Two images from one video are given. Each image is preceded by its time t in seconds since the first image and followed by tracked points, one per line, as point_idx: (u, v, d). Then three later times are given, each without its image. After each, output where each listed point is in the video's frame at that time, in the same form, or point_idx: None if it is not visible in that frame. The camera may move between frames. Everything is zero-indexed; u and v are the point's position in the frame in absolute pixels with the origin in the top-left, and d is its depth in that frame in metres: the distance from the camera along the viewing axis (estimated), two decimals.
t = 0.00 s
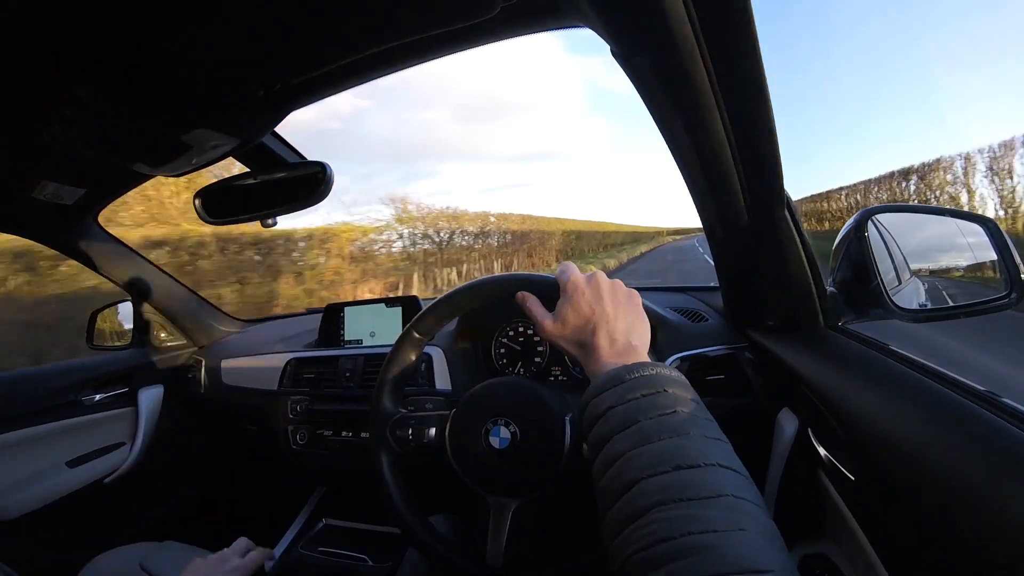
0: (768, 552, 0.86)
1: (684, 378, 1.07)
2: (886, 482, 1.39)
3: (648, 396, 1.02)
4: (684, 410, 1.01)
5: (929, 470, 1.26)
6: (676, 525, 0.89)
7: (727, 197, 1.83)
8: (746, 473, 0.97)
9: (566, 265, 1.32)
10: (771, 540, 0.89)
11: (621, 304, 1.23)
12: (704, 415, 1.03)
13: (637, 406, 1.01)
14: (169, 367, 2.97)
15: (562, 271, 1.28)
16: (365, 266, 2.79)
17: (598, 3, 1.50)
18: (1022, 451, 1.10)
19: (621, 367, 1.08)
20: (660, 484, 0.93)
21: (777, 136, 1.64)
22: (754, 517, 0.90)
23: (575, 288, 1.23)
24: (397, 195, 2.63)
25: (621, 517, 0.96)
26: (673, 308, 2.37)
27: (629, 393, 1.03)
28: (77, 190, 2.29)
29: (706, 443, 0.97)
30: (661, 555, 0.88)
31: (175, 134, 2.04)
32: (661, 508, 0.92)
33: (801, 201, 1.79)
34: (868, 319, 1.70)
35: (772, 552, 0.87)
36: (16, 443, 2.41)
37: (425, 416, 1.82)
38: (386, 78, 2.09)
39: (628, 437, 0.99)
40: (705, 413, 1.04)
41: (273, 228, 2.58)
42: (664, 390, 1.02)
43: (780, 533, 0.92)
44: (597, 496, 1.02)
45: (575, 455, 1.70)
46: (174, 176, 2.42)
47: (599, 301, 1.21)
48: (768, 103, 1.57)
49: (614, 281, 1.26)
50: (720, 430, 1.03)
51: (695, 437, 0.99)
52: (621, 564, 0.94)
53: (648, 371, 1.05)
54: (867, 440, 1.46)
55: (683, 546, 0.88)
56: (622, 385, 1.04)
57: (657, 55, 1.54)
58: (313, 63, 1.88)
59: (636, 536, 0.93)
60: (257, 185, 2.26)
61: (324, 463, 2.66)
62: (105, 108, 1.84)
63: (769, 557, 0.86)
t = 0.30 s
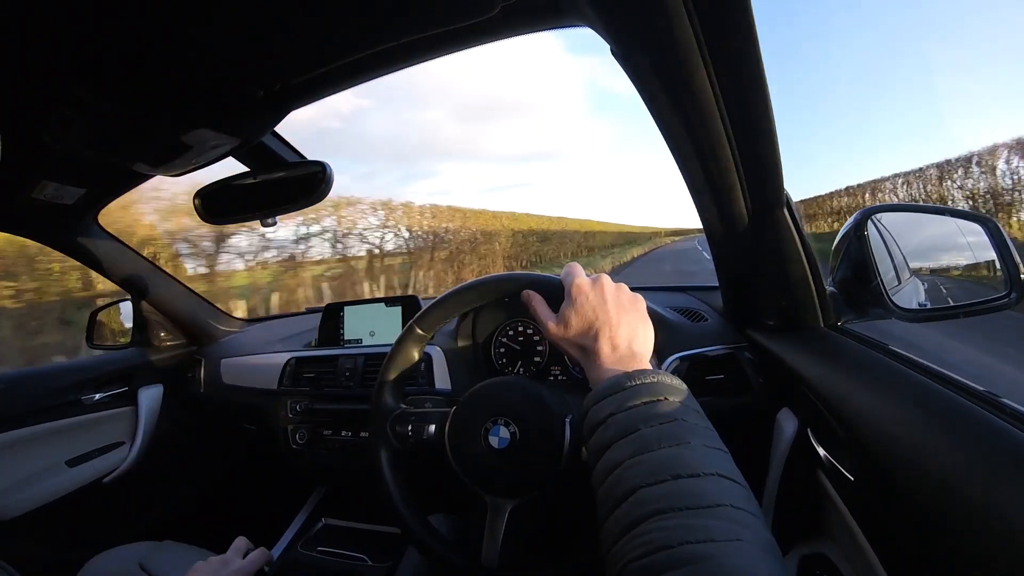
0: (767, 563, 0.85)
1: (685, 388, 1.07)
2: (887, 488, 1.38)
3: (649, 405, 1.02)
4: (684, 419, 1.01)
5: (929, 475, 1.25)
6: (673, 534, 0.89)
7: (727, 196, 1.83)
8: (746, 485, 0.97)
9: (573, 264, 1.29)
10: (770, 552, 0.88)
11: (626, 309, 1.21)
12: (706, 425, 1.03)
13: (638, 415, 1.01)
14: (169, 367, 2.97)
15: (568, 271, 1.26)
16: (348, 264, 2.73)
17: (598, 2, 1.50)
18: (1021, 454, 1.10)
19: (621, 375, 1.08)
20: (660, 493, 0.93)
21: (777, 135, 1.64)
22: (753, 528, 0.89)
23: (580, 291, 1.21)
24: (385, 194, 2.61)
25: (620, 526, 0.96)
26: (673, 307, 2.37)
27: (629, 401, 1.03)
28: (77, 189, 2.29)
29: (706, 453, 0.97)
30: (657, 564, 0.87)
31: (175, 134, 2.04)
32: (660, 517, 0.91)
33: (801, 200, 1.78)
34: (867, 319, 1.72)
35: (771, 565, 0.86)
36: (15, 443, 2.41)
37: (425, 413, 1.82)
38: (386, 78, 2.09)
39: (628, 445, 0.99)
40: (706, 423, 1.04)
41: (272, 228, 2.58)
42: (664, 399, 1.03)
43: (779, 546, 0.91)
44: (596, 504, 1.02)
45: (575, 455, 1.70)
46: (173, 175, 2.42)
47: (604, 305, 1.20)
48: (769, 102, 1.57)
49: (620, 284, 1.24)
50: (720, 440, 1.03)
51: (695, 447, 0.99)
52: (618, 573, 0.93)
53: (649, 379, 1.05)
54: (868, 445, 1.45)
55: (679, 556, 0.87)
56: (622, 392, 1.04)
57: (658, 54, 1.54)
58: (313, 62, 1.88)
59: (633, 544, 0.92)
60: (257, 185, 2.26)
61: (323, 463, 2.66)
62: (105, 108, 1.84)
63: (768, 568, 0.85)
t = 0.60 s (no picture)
0: (766, 563, 0.85)
1: (685, 387, 1.07)
2: (888, 487, 1.38)
3: (649, 404, 1.02)
4: (684, 419, 1.01)
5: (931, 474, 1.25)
6: (672, 533, 0.89)
7: (727, 196, 1.82)
8: (746, 484, 0.97)
9: (574, 266, 1.30)
10: (769, 552, 0.88)
11: (626, 309, 1.21)
12: (705, 425, 1.03)
13: (638, 414, 1.01)
14: (169, 367, 2.97)
15: (568, 272, 1.26)
16: (349, 262, 2.73)
17: (598, 3, 1.50)
18: (1022, 454, 1.10)
19: (621, 375, 1.08)
20: (659, 492, 0.93)
21: (778, 135, 1.63)
22: (752, 528, 0.89)
23: (580, 291, 1.21)
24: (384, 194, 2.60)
25: (619, 525, 0.96)
26: (673, 308, 2.37)
27: (629, 401, 1.03)
28: (77, 190, 2.30)
29: (706, 453, 0.97)
30: (655, 564, 0.87)
31: (174, 134, 2.04)
32: (658, 516, 0.91)
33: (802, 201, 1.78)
34: (868, 319, 1.71)
35: (771, 565, 0.86)
36: (14, 443, 2.42)
37: (426, 413, 1.82)
38: (386, 78, 2.09)
39: (627, 444, 0.99)
40: (706, 422, 1.03)
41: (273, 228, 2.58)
42: (664, 398, 1.03)
43: (778, 547, 0.91)
44: (596, 504, 1.02)
45: (576, 455, 1.70)
46: (173, 176, 2.42)
47: (604, 305, 1.20)
48: (769, 101, 1.57)
49: (621, 284, 1.24)
50: (720, 440, 1.02)
51: (694, 446, 0.99)
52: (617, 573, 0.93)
53: (649, 379, 1.05)
54: (868, 444, 1.45)
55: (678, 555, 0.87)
56: (622, 392, 1.04)
57: (658, 54, 1.54)
58: (313, 62, 1.88)
59: (632, 544, 0.92)
60: (257, 185, 2.26)
61: (323, 463, 2.66)
62: (105, 108, 1.84)
63: (766, 567, 0.85)
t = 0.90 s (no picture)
0: (767, 565, 0.85)
1: (685, 389, 1.07)
2: (887, 489, 1.39)
3: (649, 406, 1.02)
4: (685, 421, 1.01)
5: (931, 476, 1.25)
6: (674, 535, 0.89)
7: (727, 196, 1.83)
8: (746, 487, 0.97)
9: (574, 266, 1.30)
10: (770, 554, 0.88)
11: (627, 310, 1.21)
12: (706, 427, 1.03)
13: (639, 416, 1.01)
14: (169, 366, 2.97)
15: (569, 274, 1.27)
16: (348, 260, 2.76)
17: (598, 3, 1.50)
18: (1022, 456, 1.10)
19: (621, 376, 1.08)
20: (660, 494, 0.93)
21: (778, 136, 1.64)
22: (753, 531, 0.89)
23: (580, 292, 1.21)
24: (382, 193, 2.59)
25: (620, 527, 0.96)
26: (673, 308, 2.37)
27: (629, 403, 1.03)
28: (77, 189, 2.30)
29: (706, 455, 0.97)
30: (656, 566, 0.87)
31: (175, 133, 2.04)
32: (659, 518, 0.91)
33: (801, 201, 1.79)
34: (867, 319, 1.71)
35: (772, 567, 0.86)
36: (13, 443, 2.42)
37: (425, 412, 1.82)
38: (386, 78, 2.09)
39: (628, 446, 0.99)
40: (707, 424, 1.04)
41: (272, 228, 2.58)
42: (664, 400, 1.03)
43: (779, 548, 0.91)
44: (596, 506, 1.02)
45: (575, 455, 1.70)
46: (173, 175, 2.42)
47: (604, 306, 1.20)
48: (769, 101, 1.57)
49: (622, 286, 1.24)
50: (720, 441, 1.03)
51: (695, 448, 0.99)
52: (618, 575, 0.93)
53: (649, 380, 1.05)
54: (868, 446, 1.45)
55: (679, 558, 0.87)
56: (622, 394, 1.04)
57: (657, 55, 1.54)
58: (313, 62, 1.88)
59: (633, 546, 0.92)
60: (257, 185, 2.26)
61: (323, 463, 2.66)
62: (105, 108, 1.84)
63: (767, 569, 0.85)
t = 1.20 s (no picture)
0: (767, 567, 0.85)
1: (686, 389, 1.07)
2: (888, 489, 1.39)
3: (650, 406, 1.02)
4: (686, 421, 1.01)
5: (931, 476, 1.25)
6: (674, 536, 0.89)
7: (727, 196, 1.83)
8: (747, 487, 0.97)
9: (575, 265, 1.31)
10: (770, 555, 0.88)
11: (627, 310, 1.21)
12: (707, 428, 1.03)
13: (639, 416, 1.01)
14: (169, 367, 2.98)
15: (570, 273, 1.27)
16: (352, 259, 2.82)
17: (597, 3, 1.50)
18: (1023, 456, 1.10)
19: (621, 377, 1.08)
20: (660, 495, 0.93)
21: (778, 136, 1.64)
22: (754, 531, 0.89)
23: (581, 293, 1.21)
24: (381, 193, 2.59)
25: (620, 528, 0.96)
26: (673, 307, 2.37)
27: (631, 403, 1.03)
28: (77, 190, 2.30)
29: (707, 456, 0.97)
30: (656, 567, 0.87)
31: (174, 134, 2.04)
32: (660, 519, 0.91)
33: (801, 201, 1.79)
34: (868, 319, 1.71)
35: (773, 568, 0.86)
36: (14, 443, 2.42)
37: (425, 412, 1.82)
38: (386, 78, 2.09)
39: (629, 447, 0.99)
40: (707, 424, 1.03)
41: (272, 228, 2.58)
42: (665, 401, 1.03)
43: (780, 549, 0.91)
44: (597, 506, 1.02)
45: (576, 454, 1.70)
46: (174, 175, 2.42)
47: (605, 306, 1.20)
48: (769, 100, 1.57)
49: (622, 286, 1.24)
50: (721, 441, 1.02)
51: (696, 449, 0.99)
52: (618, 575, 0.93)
53: (650, 381, 1.05)
54: (868, 446, 1.45)
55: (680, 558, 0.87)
56: (623, 395, 1.04)
57: (657, 54, 1.54)
58: (313, 62, 1.88)
59: (633, 546, 0.92)
60: (256, 185, 2.25)
61: (323, 463, 2.66)
62: (105, 108, 1.84)
63: (767, 571, 0.85)
